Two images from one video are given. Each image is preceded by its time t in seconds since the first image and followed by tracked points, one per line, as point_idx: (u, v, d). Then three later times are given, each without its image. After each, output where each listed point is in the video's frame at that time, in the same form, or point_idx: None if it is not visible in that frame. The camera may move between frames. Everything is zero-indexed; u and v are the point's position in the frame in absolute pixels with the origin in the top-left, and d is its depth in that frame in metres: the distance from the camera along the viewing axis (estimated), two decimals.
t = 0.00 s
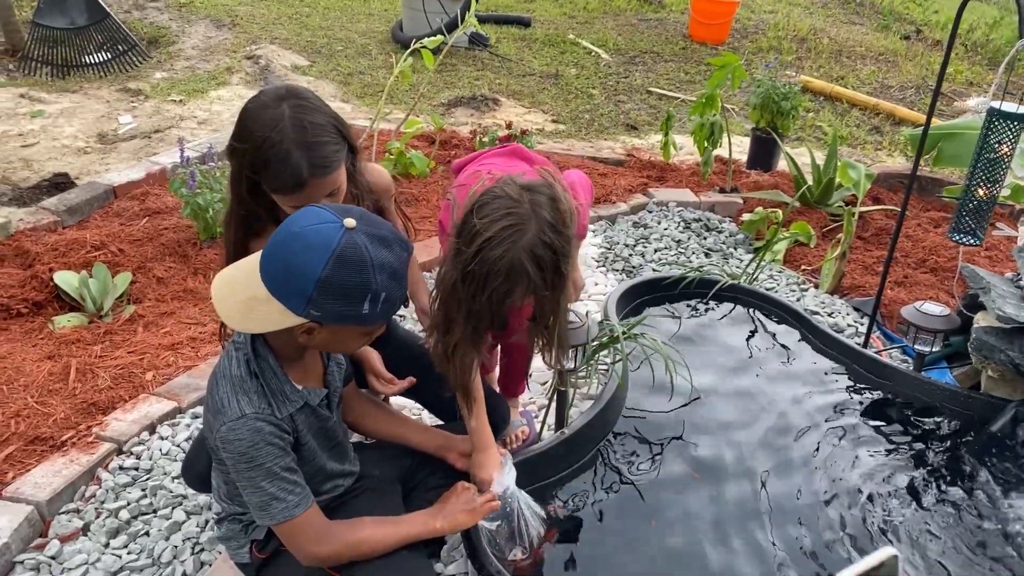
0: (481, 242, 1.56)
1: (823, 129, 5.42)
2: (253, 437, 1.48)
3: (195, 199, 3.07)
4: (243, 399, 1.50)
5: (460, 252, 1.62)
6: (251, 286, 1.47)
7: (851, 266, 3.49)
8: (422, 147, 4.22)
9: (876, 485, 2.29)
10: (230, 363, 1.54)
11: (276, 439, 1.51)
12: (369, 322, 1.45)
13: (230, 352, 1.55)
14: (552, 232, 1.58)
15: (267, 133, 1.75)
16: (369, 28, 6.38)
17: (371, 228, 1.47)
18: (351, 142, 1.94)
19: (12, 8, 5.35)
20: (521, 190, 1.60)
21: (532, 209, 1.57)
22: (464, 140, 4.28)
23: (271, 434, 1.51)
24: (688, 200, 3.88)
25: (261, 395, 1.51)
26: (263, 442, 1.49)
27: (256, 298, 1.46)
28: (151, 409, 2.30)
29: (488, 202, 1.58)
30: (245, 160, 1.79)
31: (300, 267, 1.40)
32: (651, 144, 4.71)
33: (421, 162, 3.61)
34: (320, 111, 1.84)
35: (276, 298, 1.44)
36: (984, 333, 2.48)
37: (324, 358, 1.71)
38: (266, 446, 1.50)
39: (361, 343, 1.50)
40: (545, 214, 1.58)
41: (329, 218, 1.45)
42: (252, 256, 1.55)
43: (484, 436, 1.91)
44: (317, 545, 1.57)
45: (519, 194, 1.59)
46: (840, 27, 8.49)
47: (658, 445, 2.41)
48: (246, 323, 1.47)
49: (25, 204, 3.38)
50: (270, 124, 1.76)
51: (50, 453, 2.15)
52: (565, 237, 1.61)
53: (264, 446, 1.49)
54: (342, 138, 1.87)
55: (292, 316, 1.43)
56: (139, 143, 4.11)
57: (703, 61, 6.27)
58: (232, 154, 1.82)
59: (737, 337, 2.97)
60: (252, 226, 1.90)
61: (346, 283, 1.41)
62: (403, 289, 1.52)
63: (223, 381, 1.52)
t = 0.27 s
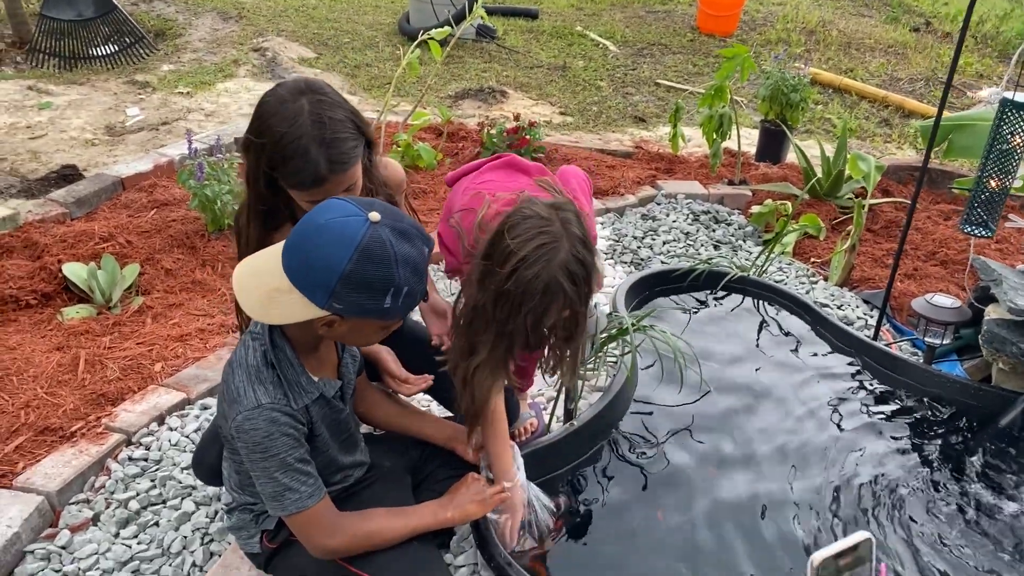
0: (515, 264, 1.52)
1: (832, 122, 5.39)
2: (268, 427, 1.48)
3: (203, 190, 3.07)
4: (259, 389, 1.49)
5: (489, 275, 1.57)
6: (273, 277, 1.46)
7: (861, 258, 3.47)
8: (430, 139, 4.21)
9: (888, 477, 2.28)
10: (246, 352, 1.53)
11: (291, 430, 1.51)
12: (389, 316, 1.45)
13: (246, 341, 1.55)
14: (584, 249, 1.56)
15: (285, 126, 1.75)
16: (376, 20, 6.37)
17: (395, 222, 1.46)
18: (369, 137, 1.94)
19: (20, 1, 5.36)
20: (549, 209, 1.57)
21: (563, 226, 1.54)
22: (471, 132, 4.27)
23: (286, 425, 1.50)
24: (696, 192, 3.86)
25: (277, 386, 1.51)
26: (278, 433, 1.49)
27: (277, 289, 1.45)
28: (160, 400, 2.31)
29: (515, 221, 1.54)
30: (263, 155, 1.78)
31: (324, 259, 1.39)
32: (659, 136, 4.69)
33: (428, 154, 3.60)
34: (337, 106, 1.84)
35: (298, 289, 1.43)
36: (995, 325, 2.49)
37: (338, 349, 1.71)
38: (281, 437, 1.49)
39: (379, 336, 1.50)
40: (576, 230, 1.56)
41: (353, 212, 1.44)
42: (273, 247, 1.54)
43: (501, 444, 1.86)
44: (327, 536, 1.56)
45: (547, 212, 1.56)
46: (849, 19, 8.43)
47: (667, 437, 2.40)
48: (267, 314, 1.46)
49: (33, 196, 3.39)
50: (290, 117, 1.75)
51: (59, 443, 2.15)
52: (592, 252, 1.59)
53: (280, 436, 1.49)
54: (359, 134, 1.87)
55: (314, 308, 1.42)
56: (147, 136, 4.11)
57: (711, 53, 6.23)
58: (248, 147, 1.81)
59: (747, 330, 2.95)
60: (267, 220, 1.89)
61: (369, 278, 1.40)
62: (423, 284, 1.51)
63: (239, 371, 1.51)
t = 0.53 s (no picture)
0: (547, 296, 1.49)
1: (838, 114, 5.35)
2: (277, 419, 1.47)
3: (208, 182, 3.07)
4: (269, 381, 1.48)
5: (516, 306, 1.54)
6: (288, 268, 1.44)
7: (867, 251, 3.45)
8: (434, 132, 4.20)
9: (898, 470, 2.26)
10: (255, 344, 1.52)
11: (300, 423, 1.50)
12: (404, 311, 1.45)
13: (256, 333, 1.54)
14: (609, 275, 1.56)
15: (298, 117, 1.74)
16: (380, 12, 6.34)
17: (413, 217, 1.46)
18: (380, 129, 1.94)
19: None
20: (573, 236, 1.55)
21: (590, 254, 1.54)
22: (476, 124, 4.25)
23: (296, 418, 1.49)
24: (702, 184, 3.84)
25: (287, 378, 1.50)
26: (287, 425, 1.48)
27: (293, 280, 1.43)
28: (165, 393, 2.31)
29: (540, 251, 1.51)
30: (275, 145, 1.76)
31: (342, 253, 1.38)
32: (665, 128, 4.67)
33: (433, 146, 3.59)
34: (352, 98, 1.83)
35: (314, 281, 1.41)
36: (1003, 318, 2.47)
37: (346, 342, 1.70)
38: (290, 430, 1.48)
39: (390, 330, 1.50)
40: (601, 257, 1.56)
41: (372, 205, 1.43)
42: (286, 237, 1.53)
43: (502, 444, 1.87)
44: (333, 529, 1.56)
45: (571, 239, 1.54)
46: (855, 11, 8.38)
47: (674, 430, 2.39)
48: (282, 304, 1.44)
49: (38, 189, 3.39)
50: (305, 108, 1.74)
51: (65, 436, 2.16)
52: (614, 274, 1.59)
53: (289, 429, 1.48)
54: (371, 127, 1.86)
55: (330, 300, 1.41)
56: (152, 129, 4.11)
57: (717, 45, 6.20)
58: (260, 137, 1.79)
59: (753, 324, 2.94)
60: (278, 211, 1.88)
61: (388, 272, 1.40)
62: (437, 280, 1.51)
63: (248, 362, 1.50)
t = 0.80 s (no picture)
0: (562, 298, 1.47)
1: (842, 106, 5.33)
2: (281, 415, 1.46)
3: (211, 176, 3.06)
4: (273, 376, 1.47)
5: (528, 307, 1.52)
6: (296, 262, 1.43)
7: (872, 244, 3.44)
8: (437, 125, 4.19)
9: (902, 465, 2.26)
10: (258, 339, 1.51)
11: (304, 418, 1.49)
12: (410, 305, 1.44)
13: (259, 328, 1.53)
14: (619, 273, 1.55)
15: (309, 102, 1.73)
16: (382, 5, 6.33)
17: (421, 213, 1.45)
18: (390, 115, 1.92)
19: None
20: (584, 234, 1.53)
21: (602, 252, 1.52)
22: (479, 117, 4.24)
23: (300, 413, 1.49)
24: (706, 177, 3.83)
25: (291, 373, 1.49)
26: (291, 421, 1.47)
27: (301, 273, 1.42)
28: (168, 387, 2.31)
29: (552, 253, 1.49)
30: (286, 130, 1.76)
31: (352, 246, 1.37)
32: (668, 121, 4.65)
33: (436, 140, 3.58)
34: (363, 84, 1.82)
35: (322, 274, 1.40)
36: (1009, 313, 2.45)
37: (349, 336, 1.69)
38: (294, 425, 1.48)
39: (394, 325, 1.49)
40: (611, 254, 1.55)
41: (382, 200, 1.43)
42: (292, 230, 1.52)
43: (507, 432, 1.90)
44: (337, 526, 1.56)
45: (582, 237, 1.52)
46: (859, 3, 8.34)
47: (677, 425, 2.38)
48: (290, 298, 1.43)
49: (40, 183, 3.39)
50: (315, 94, 1.73)
51: (68, 431, 2.16)
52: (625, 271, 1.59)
53: (293, 424, 1.47)
54: (381, 112, 1.85)
55: (338, 294, 1.40)
56: (154, 123, 4.10)
57: (721, 38, 6.17)
58: (272, 124, 1.79)
59: (757, 317, 2.93)
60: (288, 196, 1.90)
61: (397, 267, 1.39)
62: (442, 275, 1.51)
63: (252, 357, 1.49)
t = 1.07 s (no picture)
0: (595, 289, 1.48)
1: (844, 98, 5.31)
2: (284, 410, 1.46)
3: (211, 170, 3.05)
4: (274, 371, 1.47)
5: (557, 299, 1.52)
6: (300, 254, 1.42)
7: (875, 235, 3.42)
8: (438, 118, 4.17)
9: (907, 456, 2.25)
10: (260, 334, 1.51)
11: (307, 413, 1.49)
12: (414, 300, 1.44)
13: (260, 323, 1.52)
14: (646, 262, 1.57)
15: (303, 79, 1.71)
16: None
17: (427, 207, 1.45)
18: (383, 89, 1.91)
19: None
20: (613, 224, 1.54)
21: (630, 244, 1.53)
22: (480, 110, 4.22)
23: (302, 407, 1.48)
24: (708, 169, 3.82)
25: (293, 368, 1.49)
26: (294, 416, 1.47)
27: (305, 267, 1.41)
28: (171, 382, 2.30)
29: (584, 244, 1.49)
30: (282, 107, 1.73)
31: (359, 240, 1.37)
32: (670, 113, 4.63)
33: (438, 133, 3.57)
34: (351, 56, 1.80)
35: (327, 267, 1.39)
36: (1013, 304, 2.43)
37: (351, 331, 1.68)
38: (297, 420, 1.47)
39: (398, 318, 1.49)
40: (637, 245, 1.57)
41: (389, 194, 1.42)
42: (295, 222, 1.50)
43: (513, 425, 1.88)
44: (341, 520, 1.56)
45: (610, 228, 1.53)
46: None
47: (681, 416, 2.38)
48: (294, 291, 1.42)
49: (41, 177, 3.38)
50: (306, 69, 1.72)
51: (71, 426, 2.15)
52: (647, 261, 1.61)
53: (295, 419, 1.47)
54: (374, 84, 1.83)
55: (343, 287, 1.39)
56: (155, 116, 4.09)
57: (722, 29, 6.14)
58: (269, 113, 1.77)
59: (761, 309, 2.91)
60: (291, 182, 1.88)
61: (403, 261, 1.39)
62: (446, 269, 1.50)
63: (253, 352, 1.49)
